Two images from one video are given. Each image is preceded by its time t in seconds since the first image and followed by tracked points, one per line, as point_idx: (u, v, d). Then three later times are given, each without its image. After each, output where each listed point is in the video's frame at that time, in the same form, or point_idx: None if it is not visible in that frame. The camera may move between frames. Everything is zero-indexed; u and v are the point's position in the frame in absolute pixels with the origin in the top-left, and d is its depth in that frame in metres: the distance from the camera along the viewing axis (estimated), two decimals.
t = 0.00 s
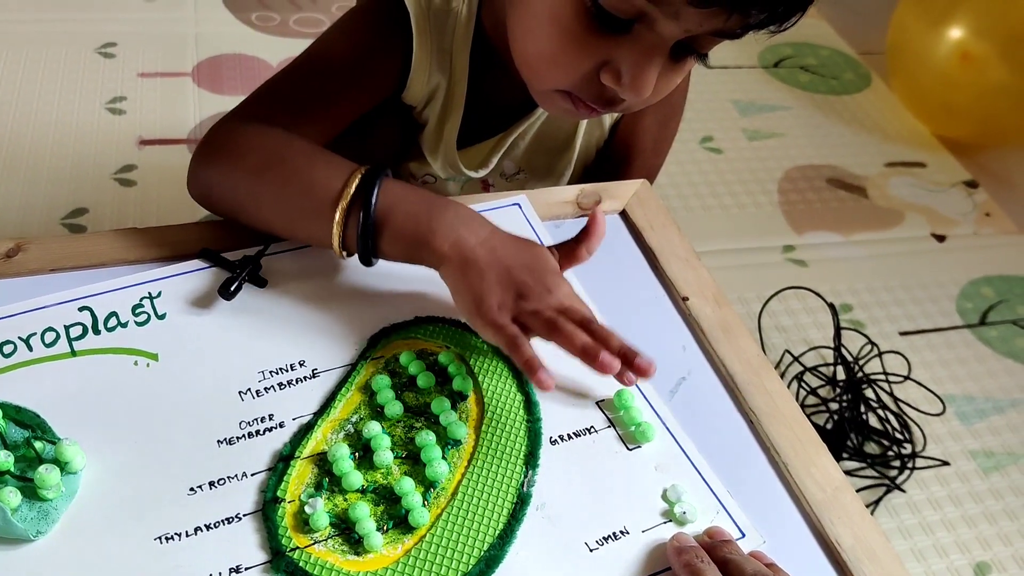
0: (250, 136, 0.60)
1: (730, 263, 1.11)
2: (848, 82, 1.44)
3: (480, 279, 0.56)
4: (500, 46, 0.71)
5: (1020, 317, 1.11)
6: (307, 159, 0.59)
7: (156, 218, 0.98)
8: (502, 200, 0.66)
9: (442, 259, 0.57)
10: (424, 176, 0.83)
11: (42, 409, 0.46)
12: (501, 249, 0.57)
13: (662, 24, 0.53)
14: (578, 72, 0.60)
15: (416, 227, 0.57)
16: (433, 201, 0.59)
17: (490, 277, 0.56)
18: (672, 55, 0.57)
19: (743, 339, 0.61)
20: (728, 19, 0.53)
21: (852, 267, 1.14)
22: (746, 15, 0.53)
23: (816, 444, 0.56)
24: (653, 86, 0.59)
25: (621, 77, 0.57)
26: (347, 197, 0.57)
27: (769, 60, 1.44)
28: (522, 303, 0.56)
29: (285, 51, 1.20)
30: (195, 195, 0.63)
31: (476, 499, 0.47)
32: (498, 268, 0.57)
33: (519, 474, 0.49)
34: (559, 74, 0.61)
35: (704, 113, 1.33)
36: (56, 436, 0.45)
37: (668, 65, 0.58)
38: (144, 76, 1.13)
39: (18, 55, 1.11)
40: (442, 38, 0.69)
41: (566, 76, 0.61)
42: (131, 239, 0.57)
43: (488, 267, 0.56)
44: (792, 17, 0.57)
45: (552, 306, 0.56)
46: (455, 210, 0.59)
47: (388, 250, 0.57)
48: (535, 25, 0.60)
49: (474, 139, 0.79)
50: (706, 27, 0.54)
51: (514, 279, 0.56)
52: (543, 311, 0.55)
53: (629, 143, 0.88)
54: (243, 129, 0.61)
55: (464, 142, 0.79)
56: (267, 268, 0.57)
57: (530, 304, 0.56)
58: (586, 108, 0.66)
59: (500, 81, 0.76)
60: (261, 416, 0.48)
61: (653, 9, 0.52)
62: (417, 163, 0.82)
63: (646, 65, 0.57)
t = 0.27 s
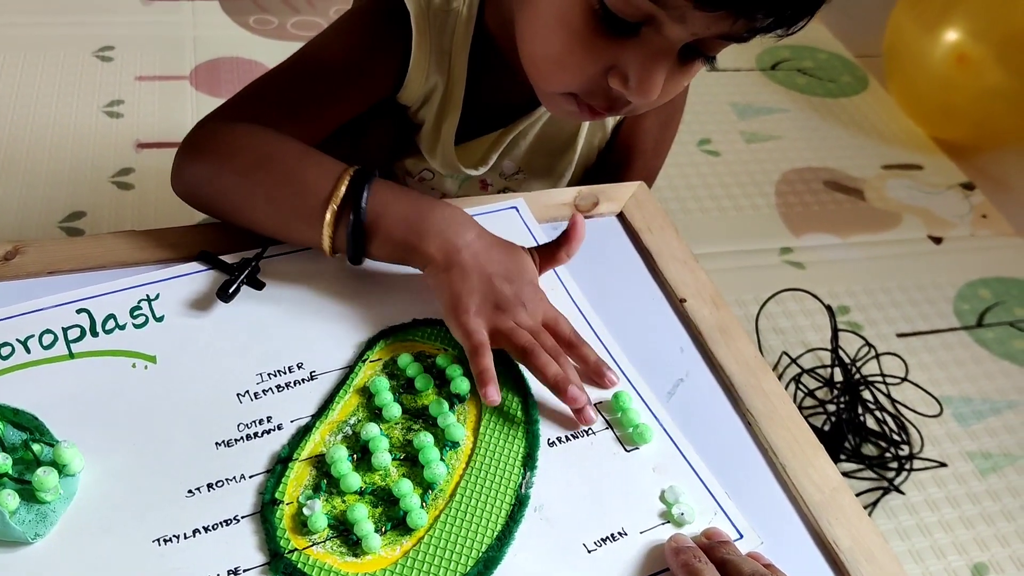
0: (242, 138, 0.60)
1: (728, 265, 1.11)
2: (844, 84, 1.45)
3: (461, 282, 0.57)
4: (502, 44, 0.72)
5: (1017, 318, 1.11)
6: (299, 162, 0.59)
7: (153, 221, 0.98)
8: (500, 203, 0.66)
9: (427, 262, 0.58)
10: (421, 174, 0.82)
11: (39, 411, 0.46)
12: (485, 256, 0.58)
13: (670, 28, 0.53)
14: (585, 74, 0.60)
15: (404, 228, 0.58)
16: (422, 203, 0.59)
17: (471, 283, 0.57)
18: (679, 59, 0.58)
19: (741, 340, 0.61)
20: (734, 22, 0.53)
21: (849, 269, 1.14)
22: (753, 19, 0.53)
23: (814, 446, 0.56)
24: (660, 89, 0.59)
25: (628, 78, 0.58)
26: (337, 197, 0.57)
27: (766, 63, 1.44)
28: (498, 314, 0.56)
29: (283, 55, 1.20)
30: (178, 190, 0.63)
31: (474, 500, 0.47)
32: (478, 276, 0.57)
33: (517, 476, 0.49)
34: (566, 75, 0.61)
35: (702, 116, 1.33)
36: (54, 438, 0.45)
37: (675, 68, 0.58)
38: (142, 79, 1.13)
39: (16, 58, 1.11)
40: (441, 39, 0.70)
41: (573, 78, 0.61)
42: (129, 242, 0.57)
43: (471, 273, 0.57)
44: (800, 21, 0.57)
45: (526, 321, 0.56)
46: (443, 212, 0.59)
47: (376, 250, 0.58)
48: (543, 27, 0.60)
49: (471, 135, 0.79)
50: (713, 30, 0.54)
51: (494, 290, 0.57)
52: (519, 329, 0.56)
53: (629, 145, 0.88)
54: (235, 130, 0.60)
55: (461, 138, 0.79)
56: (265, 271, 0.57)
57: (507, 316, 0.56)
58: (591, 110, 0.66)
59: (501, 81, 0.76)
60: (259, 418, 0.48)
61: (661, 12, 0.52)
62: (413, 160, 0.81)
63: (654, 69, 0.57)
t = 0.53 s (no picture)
0: (248, 146, 0.59)
1: (725, 267, 1.12)
2: (841, 87, 1.45)
3: (472, 301, 0.57)
4: (504, 43, 0.72)
5: (1014, 320, 1.12)
6: (310, 172, 0.58)
7: (151, 224, 0.98)
8: (497, 208, 0.66)
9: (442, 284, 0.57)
10: (422, 175, 0.82)
11: (37, 415, 0.46)
12: (496, 276, 0.58)
13: (669, 27, 0.53)
14: (581, 72, 0.60)
15: (419, 249, 0.58)
16: (437, 226, 0.59)
17: (483, 303, 0.57)
18: (677, 61, 0.58)
19: (738, 342, 0.61)
20: (733, 25, 0.53)
21: (846, 270, 1.15)
22: (750, 22, 0.53)
23: (811, 448, 0.56)
24: (655, 91, 0.60)
25: (624, 77, 0.58)
26: (358, 216, 0.57)
27: (763, 65, 1.45)
28: (509, 332, 0.56)
29: (280, 58, 1.20)
30: (188, 198, 0.62)
31: (472, 503, 0.47)
32: (491, 296, 0.57)
33: (515, 478, 0.49)
34: (563, 72, 0.61)
35: (699, 118, 1.34)
36: (51, 441, 0.45)
37: (672, 71, 0.59)
38: (139, 82, 1.13)
39: (13, 61, 1.11)
40: (445, 42, 0.70)
41: (569, 77, 0.61)
42: (127, 245, 0.57)
43: (483, 293, 0.57)
44: (799, 31, 0.58)
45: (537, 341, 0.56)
46: (457, 236, 0.60)
47: (390, 270, 0.57)
48: (541, 24, 0.60)
49: (475, 138, 0.80)
50: (712, 32, 0.54)
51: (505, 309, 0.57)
52: (528, 346, 0.55)
53: (634, 149, 0.88)
54: (240, 137, 0.60)
55: (465, 141, 0.79)
56: (263, 276, 0.57)
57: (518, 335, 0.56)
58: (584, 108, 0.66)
59: (500, 83, 0.76)
60: (257, 422, 0.48)
61: (660, 9, 0.52)
62: (415, 163, 0.82)
63: (651, 69, 0.57)
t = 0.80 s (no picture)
0: (251, 151, 0.59)
1: (722, 268, 1.12)
2: (837, 89, 1.46)
3: (475, 302, 0.57)
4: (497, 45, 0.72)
5: (1010, 320, 1.12)
6: (313, 177, 0.59)
7: (148, 226, 0.98)
8: (495, 210, 0.66)
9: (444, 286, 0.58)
10: (418, 177, 0.82)
11: (36, 416, 0.46)
12: (498, 276, 0.59)
13: (664, 29, 0.54)
14: (576, 73, 0.60)
15: (421, 252, 0.58)
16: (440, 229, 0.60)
17: (486, 303, 0.57)
18: (671, 64, 0.58)
19: (736, 343, 0.62)
20: (729, 27, 0.53)
21: (842, 271, 1.15)
22: (746, 24, 0.53)
23: (809, 448, 0.56)
24: (650, 93, 0.60)
25: (619, 80, 0.58)
26: (367, 218, 0.58)
27: (759, 66, 1.45)
28: (513, 331, 0.56)
29: (277, 60, 1.20)
30: (186, 200, 0.62)
31: (472, 502, 0.47)
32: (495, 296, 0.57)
33: (514, 478, 0.49)
34: (558, 74, 0.62)
35: (695, 119, 1.34)
36: (51, 442, 0.45)
37: (667, 73, 0.59)
38: (136, 84, 1.13)
39: (9, 64, 1.10)
40: (440, 42, 0.70)
41: (564, 78, 0.62)
42: (126, 247, 0.57)
43: (485, 292, 0.57)
44: (796, 30, 0.58)
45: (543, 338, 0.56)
46: (461, 239, 0.60)
47: (394, 272, 0.58)
48: (536, 27, 0.61)
49: (471, 139, 0.80)
50: (707, 34, 0.54)
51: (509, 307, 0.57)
52: (534, 344, 0.56)
53: (628, 151, 0.89)
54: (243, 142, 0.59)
55: (462, 142, 0.79)
56: (262, 277, 0.57)
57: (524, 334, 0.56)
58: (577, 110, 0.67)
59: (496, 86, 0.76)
60: (256, 423, 0.48)
61: (656, 12, 0.52)
62: (411, 164, 0.82)
63: (646, 71, 0.57)
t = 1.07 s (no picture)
0: (251, 158, 0.59)
1: (719, 270, 1.12)
2: (833, 91, 1.46)
3: (478, 299, 0.57)
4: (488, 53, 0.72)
5: (1006, 322, 1.12)
6: (313, 183, 0.59)
7: (145, 228, 0.98)
8: (492, 213, 0.66)
9: (446, 287, 0.58)
10: (414, 182, 0.83)
11: (35, 419, 0.46)
12: (500, 275, 0.59)
13: (653, 39, 0.54)
14: (566, 82, 0.61)
15: (423, 253, 0.58)
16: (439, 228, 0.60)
17: (489, 299, 0.57)
18: (660, 71, 0.58)
19: (733, 345, 0.62)
20: (717, 35, 0.54)
21: (839, 273, 1.15)
22: (734, 32, 0.53)
23: (806, 449, 0.56)
24: (640, 101, 0.60)
25: (608, 89, 0.58)
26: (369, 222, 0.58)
27: (756, 69, 1.45)
28: (518, 325, 0.57)
29: (274, 63, 1.20)
30: (186, 207, 0.62)
31: (470, 505, 0.47)
32: (497, 294, 0.58)
33: (513, 481, 0.49)
34: (548, 82, 0.62)
35: (691, 122, 1.34)
36: (49, 446, 0.45)
37: (657, 80, 0.59)
38: (133, 87, 1.13)
39: (5, 66, 1.10)
40: (433, 46, 0.70)
41: (554, 88, 0.62)
42: (124, 250, 0.57)
43: (486, 290, 0.58)
44: (786, 35, 0.58)
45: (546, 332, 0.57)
46: (460, 238, 0.60)
47: (395, 275, 0.58)
48: (526, 38, 0.61)
49: (465, 145, 0.80)
50: (696, 42, 0.55)
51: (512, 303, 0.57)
52: (538, 337, 0.56)
53: (623, 154, 0.89)
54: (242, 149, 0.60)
55: (456, 149, 0.79)
56: (260, 280, 0.57)
57: (528, 328, 0.57)
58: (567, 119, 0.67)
59: (489, 92, 0.77)
60: (254, 426, 0.48)
61: (644, 22, 0.53)
62: (406, 170, 0.82)
63: (635, 80, 0.57)
